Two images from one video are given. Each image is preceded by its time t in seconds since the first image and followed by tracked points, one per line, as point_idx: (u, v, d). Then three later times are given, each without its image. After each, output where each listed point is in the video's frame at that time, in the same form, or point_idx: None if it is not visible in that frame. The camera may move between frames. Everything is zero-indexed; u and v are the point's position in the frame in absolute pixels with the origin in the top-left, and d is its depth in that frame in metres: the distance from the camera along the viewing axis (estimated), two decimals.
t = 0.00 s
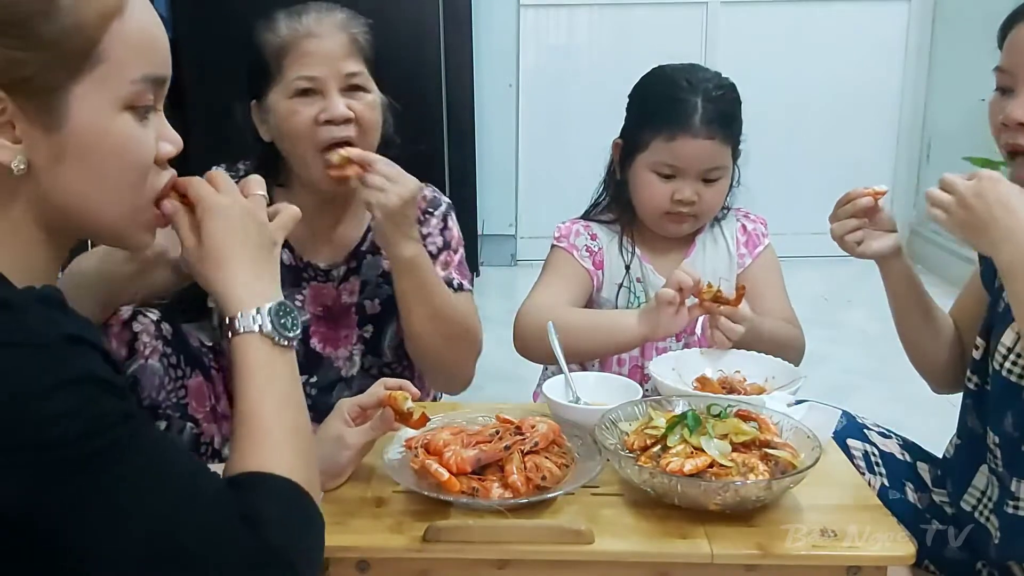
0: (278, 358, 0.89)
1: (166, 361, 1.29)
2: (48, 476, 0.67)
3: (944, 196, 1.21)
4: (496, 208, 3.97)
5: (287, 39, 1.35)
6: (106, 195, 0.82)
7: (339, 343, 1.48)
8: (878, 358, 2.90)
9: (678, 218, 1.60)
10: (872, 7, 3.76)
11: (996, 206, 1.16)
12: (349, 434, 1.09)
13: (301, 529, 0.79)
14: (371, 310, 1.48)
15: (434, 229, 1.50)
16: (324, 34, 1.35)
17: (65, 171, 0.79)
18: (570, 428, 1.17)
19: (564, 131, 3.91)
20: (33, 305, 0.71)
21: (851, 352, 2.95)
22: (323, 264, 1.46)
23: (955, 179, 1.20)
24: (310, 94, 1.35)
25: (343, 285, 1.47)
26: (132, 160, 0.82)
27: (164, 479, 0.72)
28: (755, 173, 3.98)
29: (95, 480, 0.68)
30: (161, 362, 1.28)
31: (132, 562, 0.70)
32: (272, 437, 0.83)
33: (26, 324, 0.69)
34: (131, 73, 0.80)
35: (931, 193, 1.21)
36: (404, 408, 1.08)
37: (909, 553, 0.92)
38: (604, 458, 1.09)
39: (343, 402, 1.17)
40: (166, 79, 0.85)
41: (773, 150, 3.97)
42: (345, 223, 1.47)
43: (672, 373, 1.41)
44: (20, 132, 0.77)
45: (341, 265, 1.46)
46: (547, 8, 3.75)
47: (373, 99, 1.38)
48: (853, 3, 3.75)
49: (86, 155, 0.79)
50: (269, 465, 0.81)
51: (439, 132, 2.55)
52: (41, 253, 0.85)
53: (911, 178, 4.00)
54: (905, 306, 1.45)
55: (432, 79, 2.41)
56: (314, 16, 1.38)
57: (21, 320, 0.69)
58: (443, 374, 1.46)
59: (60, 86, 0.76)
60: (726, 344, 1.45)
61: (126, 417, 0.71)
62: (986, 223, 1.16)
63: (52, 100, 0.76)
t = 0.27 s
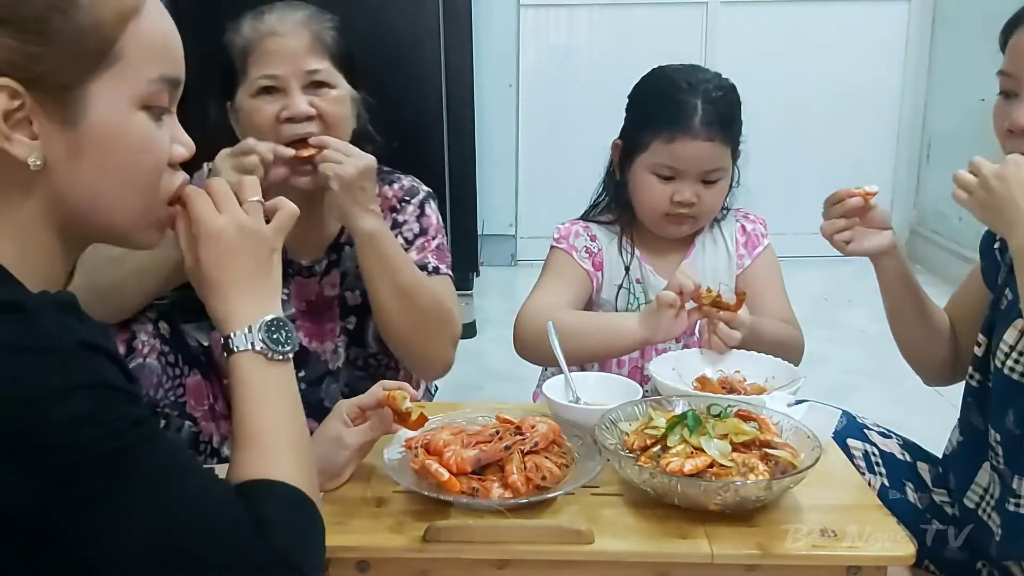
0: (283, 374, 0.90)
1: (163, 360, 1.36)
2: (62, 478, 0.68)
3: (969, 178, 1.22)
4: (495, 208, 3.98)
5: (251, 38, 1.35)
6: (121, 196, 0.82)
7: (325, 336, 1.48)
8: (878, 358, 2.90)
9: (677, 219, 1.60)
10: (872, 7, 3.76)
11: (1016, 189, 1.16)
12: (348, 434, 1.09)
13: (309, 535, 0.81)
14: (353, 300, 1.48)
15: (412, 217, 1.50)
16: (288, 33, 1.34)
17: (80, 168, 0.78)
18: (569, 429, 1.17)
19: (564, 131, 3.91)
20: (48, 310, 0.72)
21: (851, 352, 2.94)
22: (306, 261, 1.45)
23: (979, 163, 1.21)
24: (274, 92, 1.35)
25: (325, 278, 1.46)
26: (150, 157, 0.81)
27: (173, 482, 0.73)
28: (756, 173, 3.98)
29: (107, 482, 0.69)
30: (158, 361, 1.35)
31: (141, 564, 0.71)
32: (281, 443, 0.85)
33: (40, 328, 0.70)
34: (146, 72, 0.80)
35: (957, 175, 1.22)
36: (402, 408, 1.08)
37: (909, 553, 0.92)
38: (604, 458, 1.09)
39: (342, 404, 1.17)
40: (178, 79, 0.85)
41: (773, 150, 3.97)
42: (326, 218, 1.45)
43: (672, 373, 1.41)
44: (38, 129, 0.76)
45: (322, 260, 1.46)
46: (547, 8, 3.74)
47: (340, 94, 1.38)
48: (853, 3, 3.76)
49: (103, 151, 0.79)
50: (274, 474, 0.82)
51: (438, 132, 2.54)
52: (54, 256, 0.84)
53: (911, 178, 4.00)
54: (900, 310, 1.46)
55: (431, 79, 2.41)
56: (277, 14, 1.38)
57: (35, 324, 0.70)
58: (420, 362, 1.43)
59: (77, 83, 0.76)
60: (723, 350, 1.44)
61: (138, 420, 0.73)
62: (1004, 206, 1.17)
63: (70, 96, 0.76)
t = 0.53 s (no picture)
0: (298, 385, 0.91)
1: (159, 357, 1.36)
2: (87, 476, 0.69)
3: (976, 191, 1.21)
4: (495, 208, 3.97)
5: (233, 41, 1.35)
6: (143, 201, 0.81)
7: (318, 330, 1.48)
8: (879, 358, 2.90)
9: (677, 220, 1.60)
10: (872, 7, 3.76)
11: None
12: (347, 434, 1.09)
13: (325, 534, 0.83)
14: (345, 294, 1.48)
15: (402, 209, 1.50)
16: (270, 35, 1.34)
17: (105, 171, 0.78)
18: (570, 429, 1.17)
19: (564, 131, 3.91)
20: (76, 310, 0.74)
21: (851, 352, 2.94)
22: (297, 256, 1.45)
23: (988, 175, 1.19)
24: (256, 95, 1.36)
25: (316, 272, 1.46)
26: (173, 164, 0.81)
27: (194, 484, 0.74)
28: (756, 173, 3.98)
29: (128, 481, 0.70)
30: (155, 358, 1.35)
31: (156, 564, 0.71)
32: (296, 454, 0.86)
33: (70, 325, 0.72)
34: (175, 80, 0.80)
35: (962, 188, 1.20)
36: (401, 408, 1.09)
37: (909, 553, 0.92)
38: (604, 458, 1.09)
39: (342, 404, 1.17)
40: (205, 90, 0.84)
41: (773, 150, 3.97)
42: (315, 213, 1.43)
43: (672, 374, 1.41)
44: (66, 129, 0.76)
45: (314, 254, 1.45)
46: (547, 8, 3.74)
47: (323, 95, 1.37)
48: (853, 3, 3.76)
49: (129, 155, 0.78)
50: (287, 478, 0.84)
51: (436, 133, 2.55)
52: (72, 259, 0.84)
53: (910, 177, 4.00)
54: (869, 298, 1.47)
55: (431, 78, 2.41)
56: (258, 17, 1.38)
57: (61, 322, 0.72)
58: (418, 351, 1.44)
59: (109, 85, 0.75)
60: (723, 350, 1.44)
61: (161, 422, 0.74)
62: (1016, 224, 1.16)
63: (100, 97, 0.76)
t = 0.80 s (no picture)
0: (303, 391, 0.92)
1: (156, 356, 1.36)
2: (98, 476, 0.70)
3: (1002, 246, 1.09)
4: (496, 208, 3.95)
5: (226, 43, 1.35)
6: (158, 204, 0.82)
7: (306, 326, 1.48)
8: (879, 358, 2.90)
9: (678, 221, 1.60)
10: (872, 7, 3.76)
11: None
12: (346, 433, 1.10)
13: (324, 539, 0.83)
14: (335, 292, 1.48)
15: (393, 207, 1.51)
16: (263, 38, 1.35)
17: (121, 173, 0.79)
18: (569, 428, 1.17)
19: (564, 131, 3.91)
20: (89, 312, 0.74)
21: (850, 352, 2.94)
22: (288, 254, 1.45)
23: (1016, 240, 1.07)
24: (248, 96, 1.35)
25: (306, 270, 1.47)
26: (190, 168, 0.82)
27: (200, 489, 0.74)
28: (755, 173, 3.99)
29: (135, 484, 0.71)
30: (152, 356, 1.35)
31: (159, 564, 0.72)
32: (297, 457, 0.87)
33: (84, 327, 0.73)
34: (193, 87, 0.81)
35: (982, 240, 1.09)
36: (401, 407, 1.09)
37: (909, 553, 0.92)
38: (604, 458, 1.09)
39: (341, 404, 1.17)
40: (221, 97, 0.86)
41: (772, 150, 3.97)
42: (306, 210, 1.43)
43: (672, 374, 1.41)
44: (85, 130, 0.77)
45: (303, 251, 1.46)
46: (547, 8, 3.75)
47: (317, 98, 1.38)
48: (853, 3, 3.76)
49: (146, 157, 0.79)
50: (291, 487, 0.84)
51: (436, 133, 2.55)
52: (84, 261, 0.84)
53: (911, 177, 4.00)
54: (837, 287, 1.46)
55: (431, 78, 2.41)
56: (252, 19, 1.38)
57: (75, 324, 0.72)
58: (413, 349, 1.43)
59: (129, 87, 0.77)
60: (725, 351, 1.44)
61: (171, 428, 0.75)
62: None
63: (121, 99, 0.77)
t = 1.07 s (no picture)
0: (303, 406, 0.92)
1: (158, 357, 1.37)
2: (100, 478, 0.70)
3: None
4: (496, 209, 3.96)
5: (231, 43, 1.35)
6: (163, 204, 0.83)
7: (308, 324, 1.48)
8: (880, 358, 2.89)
9: (677, 221, 1.60)
10: (872, 7, 3.76)
11: None
12: (347, 433, 1.10)
13: (316, 546, 0.83)
14: (339, 290, 1.48)
15: (397, 205, 1.51)
16: (268, 39, 1.35)
17: (129, 173, 0.81)
18: (569, 428, 1.17)
19: (564, 132, 3.91)
20: (92, 315, 0.75)
21: (850, 352, 2.94)
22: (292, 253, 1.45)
23: None
24: (255, 97, 1.36)
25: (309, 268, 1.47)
26: (196, 167, 0.84)
27: (200, 491, 0.75)
28: (755, 173, 3.99)
29: (138, 486, 0.72)
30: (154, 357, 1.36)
31: (161, 564, 0.73)
32: (293, 470, 0.87)
33: (88, 330, 0.73)
34: (198, 85, 0.83)
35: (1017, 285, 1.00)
36: (400, 406, 1.10)
37: (909, 553, 0.92)
38: (604, 458, 1.09)
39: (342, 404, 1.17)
40: (223, 95, 0.88)
41: (772, 151, 3.96)
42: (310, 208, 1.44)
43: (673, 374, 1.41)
44: (93, 131, 0.78)
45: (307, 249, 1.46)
46: (547, 8, 3.75)
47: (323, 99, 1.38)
48: (853, 3, 3.76)
49: (154, 156, 0.81)
50: (286, 496, 0.85)
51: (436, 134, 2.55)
52: (89, 260, 0.84)
53: (911, 177, 4.00)
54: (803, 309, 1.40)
55: (430, 79, 2.41)
56: (257, 19, 1.38)
57: (77, 327, 0.72)
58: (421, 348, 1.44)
59: (136, 88, 0.79)
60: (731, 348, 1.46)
61: (172, 432, 0.75)
62: None
63: (129, 99, 0.79)
